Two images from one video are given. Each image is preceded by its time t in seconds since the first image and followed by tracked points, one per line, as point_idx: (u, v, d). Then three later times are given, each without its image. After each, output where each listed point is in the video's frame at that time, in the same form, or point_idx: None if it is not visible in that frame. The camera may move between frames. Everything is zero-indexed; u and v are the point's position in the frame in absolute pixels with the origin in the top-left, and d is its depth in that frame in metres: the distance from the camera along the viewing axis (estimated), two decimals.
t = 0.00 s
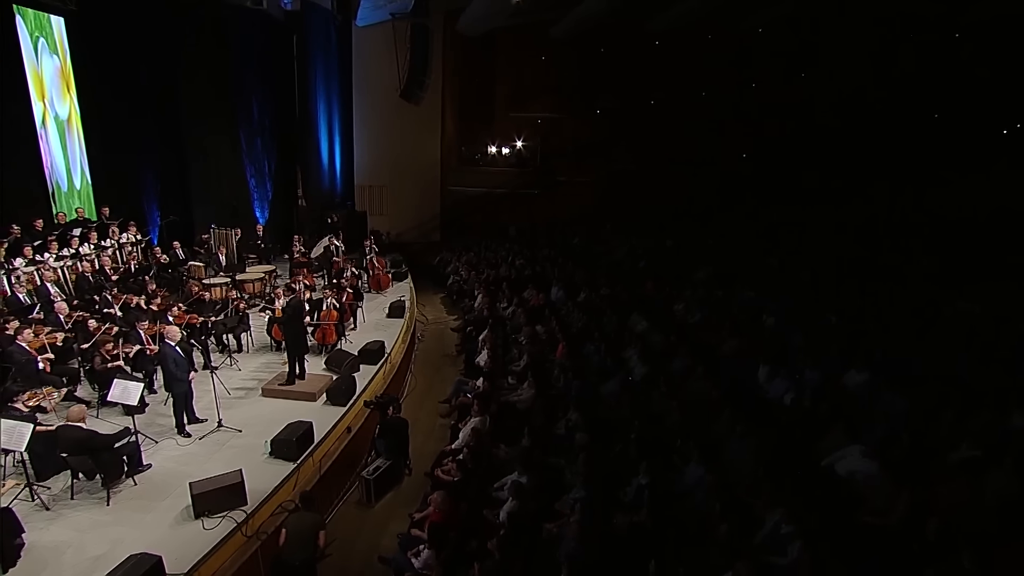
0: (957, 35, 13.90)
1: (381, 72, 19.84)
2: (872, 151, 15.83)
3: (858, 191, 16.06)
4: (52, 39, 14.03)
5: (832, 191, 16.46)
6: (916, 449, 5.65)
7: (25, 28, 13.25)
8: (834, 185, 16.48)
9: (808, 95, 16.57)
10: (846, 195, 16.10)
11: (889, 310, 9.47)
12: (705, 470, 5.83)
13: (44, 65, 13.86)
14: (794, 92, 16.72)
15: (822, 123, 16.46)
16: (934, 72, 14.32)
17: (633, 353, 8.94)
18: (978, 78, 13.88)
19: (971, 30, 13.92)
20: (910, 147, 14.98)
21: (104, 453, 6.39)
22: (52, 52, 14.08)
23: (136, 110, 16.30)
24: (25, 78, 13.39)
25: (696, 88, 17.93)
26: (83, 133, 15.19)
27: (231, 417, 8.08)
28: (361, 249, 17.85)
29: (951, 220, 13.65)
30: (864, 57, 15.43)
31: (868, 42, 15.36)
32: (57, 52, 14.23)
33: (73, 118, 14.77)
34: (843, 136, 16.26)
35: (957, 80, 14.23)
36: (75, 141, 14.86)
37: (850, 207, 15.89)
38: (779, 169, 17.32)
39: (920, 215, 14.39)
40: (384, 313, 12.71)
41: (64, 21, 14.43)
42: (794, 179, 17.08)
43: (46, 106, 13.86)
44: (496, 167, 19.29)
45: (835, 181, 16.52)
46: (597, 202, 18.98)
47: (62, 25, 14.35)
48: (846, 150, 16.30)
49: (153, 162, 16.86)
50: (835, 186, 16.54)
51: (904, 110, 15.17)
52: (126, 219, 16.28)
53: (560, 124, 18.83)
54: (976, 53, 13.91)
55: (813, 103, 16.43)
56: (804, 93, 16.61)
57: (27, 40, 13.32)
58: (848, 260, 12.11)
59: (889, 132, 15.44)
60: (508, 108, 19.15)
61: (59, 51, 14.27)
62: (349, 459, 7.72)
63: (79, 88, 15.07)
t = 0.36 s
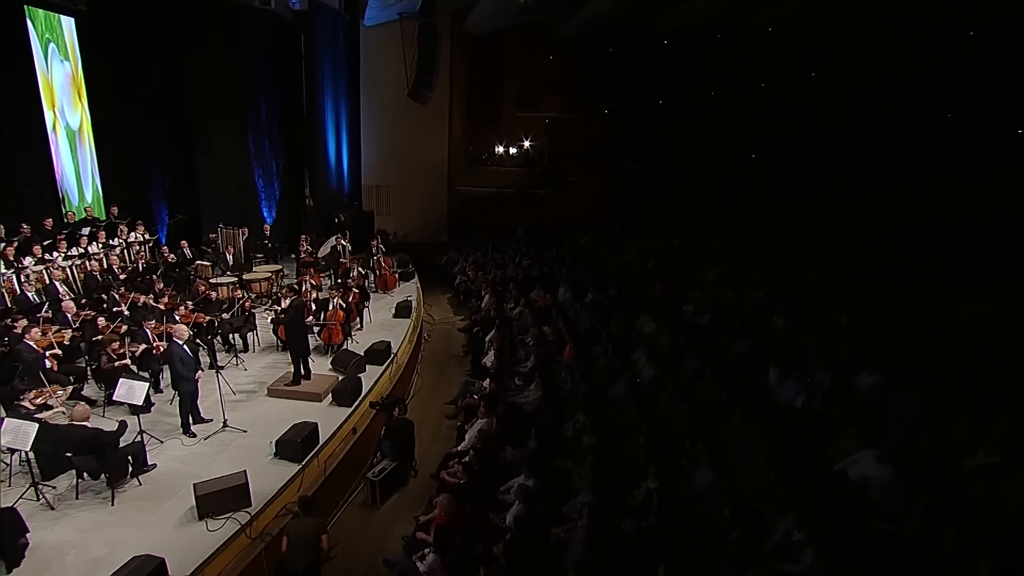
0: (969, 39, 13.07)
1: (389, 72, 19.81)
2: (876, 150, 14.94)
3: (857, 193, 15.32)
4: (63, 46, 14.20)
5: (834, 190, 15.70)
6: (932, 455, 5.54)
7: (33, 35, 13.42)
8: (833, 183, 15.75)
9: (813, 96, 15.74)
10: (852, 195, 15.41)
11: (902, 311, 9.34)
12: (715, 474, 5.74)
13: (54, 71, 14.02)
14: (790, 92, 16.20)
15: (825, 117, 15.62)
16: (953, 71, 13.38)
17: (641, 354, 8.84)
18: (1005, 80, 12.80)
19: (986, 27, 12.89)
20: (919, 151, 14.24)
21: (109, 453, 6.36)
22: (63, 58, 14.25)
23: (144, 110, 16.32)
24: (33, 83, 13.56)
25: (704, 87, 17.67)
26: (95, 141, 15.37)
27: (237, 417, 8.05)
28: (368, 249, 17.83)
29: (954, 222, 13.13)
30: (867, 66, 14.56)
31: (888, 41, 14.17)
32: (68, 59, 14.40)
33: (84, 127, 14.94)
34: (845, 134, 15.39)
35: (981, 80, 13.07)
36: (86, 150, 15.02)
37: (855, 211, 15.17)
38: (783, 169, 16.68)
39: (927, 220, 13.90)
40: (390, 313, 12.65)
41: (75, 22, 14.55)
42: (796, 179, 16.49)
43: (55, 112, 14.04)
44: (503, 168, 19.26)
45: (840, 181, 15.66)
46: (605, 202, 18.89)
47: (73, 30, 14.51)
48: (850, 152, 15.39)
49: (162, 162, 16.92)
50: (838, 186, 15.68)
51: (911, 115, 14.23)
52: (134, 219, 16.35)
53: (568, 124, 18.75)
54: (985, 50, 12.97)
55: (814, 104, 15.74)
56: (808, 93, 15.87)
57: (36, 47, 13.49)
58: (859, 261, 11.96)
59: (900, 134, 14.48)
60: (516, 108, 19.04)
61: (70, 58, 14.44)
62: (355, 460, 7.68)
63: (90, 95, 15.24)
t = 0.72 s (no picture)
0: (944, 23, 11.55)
1: (397, 72, 19.79)
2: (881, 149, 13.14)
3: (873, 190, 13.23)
4: (75, 53, 14.36)
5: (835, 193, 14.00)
6: (951, 462, 5.41)
7: (46, 42, 13.58)
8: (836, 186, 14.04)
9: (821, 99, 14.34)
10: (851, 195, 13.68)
11: (916, 314, 9.19)
12: (727, 478, 5.65)
13: (65, 78, 14.18)
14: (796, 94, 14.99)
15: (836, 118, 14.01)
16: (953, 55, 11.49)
17: (650, 356, 8.73)
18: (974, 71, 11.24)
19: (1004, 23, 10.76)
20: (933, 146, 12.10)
21: (115, 453, 6.33)
22: (75, 65, 14.40)
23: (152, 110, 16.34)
24: (44, 86, 13.68)
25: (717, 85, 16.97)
26: (107, 150, 15.55)
27: (243, 417, 8.01)
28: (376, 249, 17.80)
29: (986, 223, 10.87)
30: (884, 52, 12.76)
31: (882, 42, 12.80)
32: (80, 66, 14.56)
33: (96, 138, 15.11)
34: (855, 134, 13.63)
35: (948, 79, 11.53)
36: (98, 159, 15.19)
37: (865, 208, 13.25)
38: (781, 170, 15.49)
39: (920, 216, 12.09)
40: (397, 314, 12.59)
41: (85, 21, 14.65)
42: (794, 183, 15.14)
43: (67, 119, 14.21)
44: (512, 168, 19.19)
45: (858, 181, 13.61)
46: (614, 202, 18.78)
47: (85, 37, 14.68)
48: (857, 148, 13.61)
49: (172, 161, 16.98)
50: (850, 185, 13.81)
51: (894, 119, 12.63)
52: (144, 218, 16.42)
53: (577, 123, 18.63)
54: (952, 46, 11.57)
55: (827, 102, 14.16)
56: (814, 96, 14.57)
57: (48, 54, 13.65)
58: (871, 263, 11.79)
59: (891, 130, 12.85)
60: (524, 108, 18.93)
61: (82, 65, 14.61)
62: (361, 461, 7.63)
63: (102, 102, 15.41)
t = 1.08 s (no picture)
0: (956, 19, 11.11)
1: (406, 71, 19.74)
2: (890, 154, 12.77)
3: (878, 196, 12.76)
4: (87, 60, 14.63)
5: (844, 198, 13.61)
6: (972, 471, 5.25)
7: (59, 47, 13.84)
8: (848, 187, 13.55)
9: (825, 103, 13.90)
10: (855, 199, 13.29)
11: (932, 317, 9.02)
12: (738, 485, 5.53)
13: (77, 84, 14.43)
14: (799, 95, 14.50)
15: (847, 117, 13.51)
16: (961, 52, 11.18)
17: (661, 359, 8.61)
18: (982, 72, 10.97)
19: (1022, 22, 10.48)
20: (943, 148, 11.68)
21: (121, 453, 6.30)
22: (87, 71, 14.66)
23: (163, 109, 16.42)
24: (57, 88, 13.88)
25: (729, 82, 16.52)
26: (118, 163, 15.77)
27: (249, 417, 7.97)
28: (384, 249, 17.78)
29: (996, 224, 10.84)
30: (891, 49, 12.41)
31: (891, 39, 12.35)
32: (93, 73, 14.83)
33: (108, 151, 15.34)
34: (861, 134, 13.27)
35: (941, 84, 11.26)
36: (109, 171, 15.41)
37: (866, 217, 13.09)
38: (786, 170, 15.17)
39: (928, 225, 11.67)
40: (405, 314, 12.54)
41: (99, 23, 14.86)
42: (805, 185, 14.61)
43: (78, 126, 14.44)
44: (521, 167, 19.11)
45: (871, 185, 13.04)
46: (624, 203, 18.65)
47: (99, 45, 14.99)
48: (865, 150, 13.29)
49: (182, 158, 17.01)
50: (857, 187, 13.64)
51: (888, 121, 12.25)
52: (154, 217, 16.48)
53: (587, 123, 18.53)
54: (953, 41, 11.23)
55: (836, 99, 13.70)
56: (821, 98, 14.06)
57: (62, 59, 13.90)
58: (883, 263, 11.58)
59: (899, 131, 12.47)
60: (534, 107, 18.84)
61: (94, 72, 14.89)
62: (368, 463, 7.57)
63: (114, 112, 15.64)
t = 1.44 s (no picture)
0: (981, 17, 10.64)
1: (415, 71, 19.70)
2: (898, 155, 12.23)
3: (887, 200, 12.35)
4: (100, 68, 14.66)
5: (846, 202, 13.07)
6: (995, 480, 5.09)
7: (73, 55, 13.90)
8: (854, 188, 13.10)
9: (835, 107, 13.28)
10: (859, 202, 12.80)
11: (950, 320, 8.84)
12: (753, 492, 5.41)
13: (90, 92, 14.46)
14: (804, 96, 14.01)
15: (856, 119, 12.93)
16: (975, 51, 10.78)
17: (672, 361, 8.46)
18: (1002, 74, 10.48)
19: None
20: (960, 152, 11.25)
21: (126, 453, 6.24)
22: (99, 79, 14.70)
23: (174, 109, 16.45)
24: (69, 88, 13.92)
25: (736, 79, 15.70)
26: (133, 175, 15.77)
27: (256, 418, 7.91)
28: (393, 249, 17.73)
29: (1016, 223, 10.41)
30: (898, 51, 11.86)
31: (898, 40, 11.88)
32: (106, 81, 14.87)
33: (122, 162, 15.35)
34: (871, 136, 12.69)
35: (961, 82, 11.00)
36: (123, 183, 15.44)
37: (877, 220, 12.46)
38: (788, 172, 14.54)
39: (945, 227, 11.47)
40: (414, 314, 12.47)
41: (112, 23, 14.83)
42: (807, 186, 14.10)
43: (92, 135, 14.49)
44: (531, 167, 19.01)
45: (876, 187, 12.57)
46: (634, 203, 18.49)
47: (113, 53, 15.00)
48: (872, 151, 12.75)
49: (192, 158, 17.07)
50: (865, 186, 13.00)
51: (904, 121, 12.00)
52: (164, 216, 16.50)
53: (596, 122, 18.40)
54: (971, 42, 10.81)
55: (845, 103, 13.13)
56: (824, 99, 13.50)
57: (75, 65, 13.94)
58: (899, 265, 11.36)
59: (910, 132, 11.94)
60: (543, 107, 18.72)
61: (107, 80, 14.92)
62: (375, 465, 7.49)
63: (128, 122, 15.63)
